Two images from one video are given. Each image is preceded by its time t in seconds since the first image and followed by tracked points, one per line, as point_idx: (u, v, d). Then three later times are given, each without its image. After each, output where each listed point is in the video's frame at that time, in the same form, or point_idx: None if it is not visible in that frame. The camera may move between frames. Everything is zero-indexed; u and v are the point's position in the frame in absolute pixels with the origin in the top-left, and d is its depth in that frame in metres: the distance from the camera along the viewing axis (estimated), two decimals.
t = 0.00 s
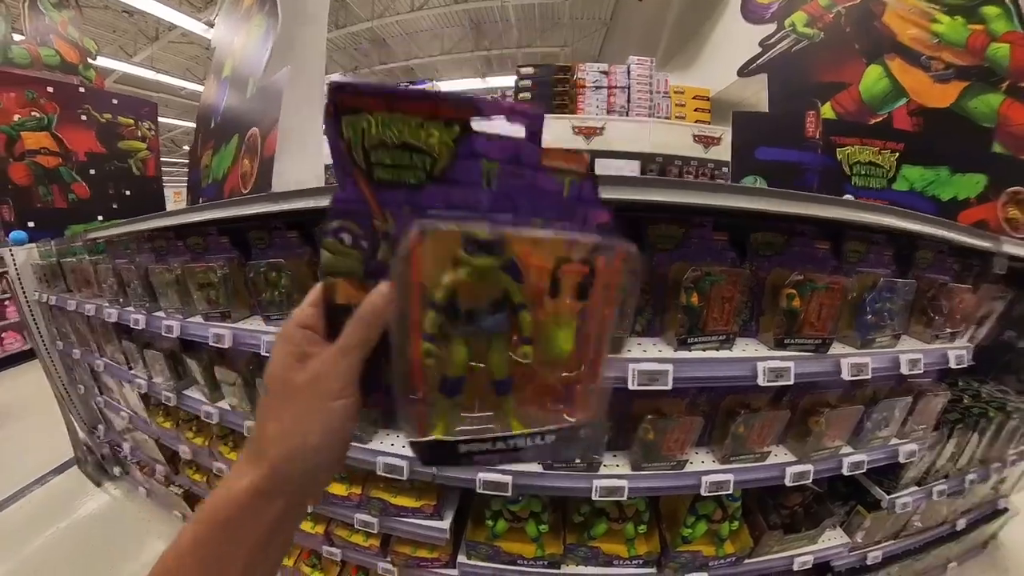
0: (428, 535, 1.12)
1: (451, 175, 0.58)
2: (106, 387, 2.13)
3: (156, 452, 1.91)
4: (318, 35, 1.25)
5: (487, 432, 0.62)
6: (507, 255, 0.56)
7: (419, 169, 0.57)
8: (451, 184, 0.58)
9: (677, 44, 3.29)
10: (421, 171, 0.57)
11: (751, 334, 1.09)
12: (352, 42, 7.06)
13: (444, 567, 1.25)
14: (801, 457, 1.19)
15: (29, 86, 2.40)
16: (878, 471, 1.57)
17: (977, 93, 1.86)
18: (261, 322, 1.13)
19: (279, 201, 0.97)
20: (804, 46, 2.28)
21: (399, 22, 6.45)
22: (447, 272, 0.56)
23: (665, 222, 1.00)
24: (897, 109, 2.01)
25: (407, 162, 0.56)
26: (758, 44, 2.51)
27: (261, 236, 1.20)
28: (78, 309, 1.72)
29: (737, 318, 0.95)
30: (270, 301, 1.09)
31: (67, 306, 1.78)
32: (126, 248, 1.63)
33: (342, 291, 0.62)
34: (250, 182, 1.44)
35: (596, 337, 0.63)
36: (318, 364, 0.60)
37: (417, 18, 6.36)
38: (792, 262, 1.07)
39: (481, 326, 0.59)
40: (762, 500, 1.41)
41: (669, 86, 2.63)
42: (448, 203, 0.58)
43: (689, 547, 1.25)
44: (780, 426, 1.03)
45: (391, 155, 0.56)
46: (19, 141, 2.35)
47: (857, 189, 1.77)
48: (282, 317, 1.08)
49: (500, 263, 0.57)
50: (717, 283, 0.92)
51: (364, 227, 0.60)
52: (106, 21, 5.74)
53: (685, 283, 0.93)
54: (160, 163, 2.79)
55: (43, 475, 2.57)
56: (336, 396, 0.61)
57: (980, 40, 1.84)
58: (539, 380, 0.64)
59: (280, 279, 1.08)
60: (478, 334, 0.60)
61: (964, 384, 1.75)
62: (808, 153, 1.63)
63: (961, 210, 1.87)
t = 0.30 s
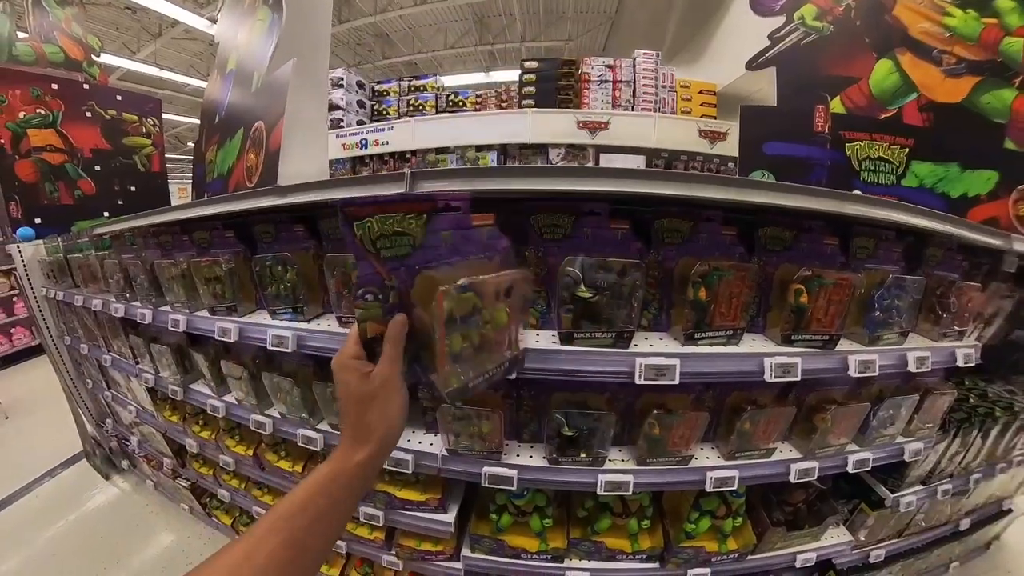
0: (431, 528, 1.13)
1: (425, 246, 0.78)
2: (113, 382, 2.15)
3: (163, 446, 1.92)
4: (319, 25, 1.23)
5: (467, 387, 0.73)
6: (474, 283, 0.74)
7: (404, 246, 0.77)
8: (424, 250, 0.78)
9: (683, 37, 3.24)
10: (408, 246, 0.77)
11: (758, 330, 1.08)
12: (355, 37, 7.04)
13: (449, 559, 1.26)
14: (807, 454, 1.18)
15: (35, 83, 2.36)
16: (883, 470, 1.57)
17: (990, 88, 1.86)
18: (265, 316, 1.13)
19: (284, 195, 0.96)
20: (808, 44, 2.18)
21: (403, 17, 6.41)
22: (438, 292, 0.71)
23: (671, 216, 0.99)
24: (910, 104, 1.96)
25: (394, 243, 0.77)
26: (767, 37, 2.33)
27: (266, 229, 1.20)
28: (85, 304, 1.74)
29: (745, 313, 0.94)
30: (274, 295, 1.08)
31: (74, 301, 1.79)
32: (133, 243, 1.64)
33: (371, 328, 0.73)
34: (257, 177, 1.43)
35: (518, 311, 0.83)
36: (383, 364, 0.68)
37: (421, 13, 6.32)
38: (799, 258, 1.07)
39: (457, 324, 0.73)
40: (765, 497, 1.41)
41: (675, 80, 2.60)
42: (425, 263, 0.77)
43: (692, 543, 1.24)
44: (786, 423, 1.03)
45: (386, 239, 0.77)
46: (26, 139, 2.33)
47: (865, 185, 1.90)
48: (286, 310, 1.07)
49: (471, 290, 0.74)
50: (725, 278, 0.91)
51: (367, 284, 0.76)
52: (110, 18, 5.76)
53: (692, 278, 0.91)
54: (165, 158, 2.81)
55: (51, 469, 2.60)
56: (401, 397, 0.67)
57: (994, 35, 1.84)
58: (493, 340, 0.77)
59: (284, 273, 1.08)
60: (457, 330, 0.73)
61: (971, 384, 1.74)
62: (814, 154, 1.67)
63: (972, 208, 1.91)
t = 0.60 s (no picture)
0: (439, 525, 1.13)
1: (447, 234, 0.90)
2: (120, 378, 2.15)
3: (170, 442, 1.93)
4: (326, 19, 1.22)
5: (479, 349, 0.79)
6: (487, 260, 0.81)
7: (431, 232, 0.90)
8: (446, 237, 0.90)
9: (691, 31, 3.20)
10: (435, 233, 0.90)
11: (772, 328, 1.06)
12: (359, 31, 7.01)
13: (456, 556, 1.26)
14: (818, 453, 1.17)
15: (38, 80, 2.33)
16: (893, 469, 1.56)
17: (1008, 84, 1.78)
18: (272, 311, 1.12)
19: (290, 188, 0.95)
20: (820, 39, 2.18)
21: (406, 11, 6.37)
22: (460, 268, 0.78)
23: (686, 211, 0.98)
24: (922, 100, 1.93)
25: (425, 230, 0.89)
26: (782, 30, 2.35)
27: (272, 224, 1.19)
28: (91, 299, 1.74)
29: (760, 310, 0.93)
30: (280, 291, 1.08)
31: (80, 297, 1.79)
32: (137, 239, 1.63)
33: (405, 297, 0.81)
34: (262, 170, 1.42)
35: (518, 290, 0.86)
36: (408, 322, 0.75)
37: (425, 7, 6.28)
38: (816, 255, 1.05)
39: (471, 296, 0.78)
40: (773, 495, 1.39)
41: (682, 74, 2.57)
42: (448, 248, 0.88)
43: (700, 541, 1.22)
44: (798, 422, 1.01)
45: (419, 227, 0.89)
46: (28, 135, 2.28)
47: (880, 181, 1.95)
48: (292, 306, 1.07)
49: (486, 268, 0.81)
50: (741, 275, 0.90)
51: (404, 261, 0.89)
52: (114, 15, 5.76)
53: (708, 274, 0.90)
54: (169, 154, 2.82)
55: (59, 464, 2.61)
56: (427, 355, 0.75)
57: (1014, 28, 1.74)
58: (504, 313, 0.83)
59: (290, 268, 1.06)
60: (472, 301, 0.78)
61: (980, 384, 1.72)
62: (830, 147, 1.71)
63: (985, 206, 1.86)
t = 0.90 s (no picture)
0: (442, 527, 1.11)
1: (471, 226, 0.89)
2: (124, 375, 2.15)
3: (174, 439, 1.93)
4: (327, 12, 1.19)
5: (483, 335, 0.82)
6: (497, 251, 0.82)
7: (455, 223, 0.89)
8: (470, 230, 0.89)
9: (698, 24, 3.14)
10: (457, 224, 0.89)
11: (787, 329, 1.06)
12: (361, 26, 6.97)
13: (460, 555, 1.25)
14: (829, 458, 1.14)
15: (40, 77, 2.33)
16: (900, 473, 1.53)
17: None
18: (272, 311, 1.11)
19: (290, 183, 0.93)
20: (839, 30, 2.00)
21: (408, 6, 6.32)
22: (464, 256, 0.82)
23: (700, 208, 0.94)
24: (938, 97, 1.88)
25: (448, 221, 0.89)
26: (795, 21, 2.20)
27: (273, 220, 1.18)
28: (94, 297, 1.73)
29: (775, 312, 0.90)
30: (282, 290, 1.06)
31: (83, 294, 1.79)
32: (139, 236, 1.62)
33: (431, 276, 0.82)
34: (263, 162, 1.39)
35: (538, 286, 0.84)
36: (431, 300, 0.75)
37: (427, 1, 6.22)
38: (834, 254, 1.03)
39: (480, 284, 0.82)
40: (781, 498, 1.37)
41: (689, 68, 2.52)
42: (468, 238, 0.89)
43: (706, 543, 1.22)
44: (810, 425, 0.99)
45: (441, 215, 0.89)
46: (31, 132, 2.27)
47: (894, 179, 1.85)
48: (294, 305, 1.05)
49: (495, 258, 0.82)
50: (757, 276, 0.88)
51: (427, 244, 0.91)
52: (116, 12, 5.76)
53: (725, 274, 0.88)
54: (171, 150, 2.80)
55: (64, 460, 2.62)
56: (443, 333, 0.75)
57: None
58: (515, 306, 0.83)
59: (294, 267, 1.06)
60: (479, 290, 0.82)
61: (990, 387, 1.69)
62: (847, 144, 1.61)
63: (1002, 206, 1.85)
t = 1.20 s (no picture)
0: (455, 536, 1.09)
1: (495, 227, 0.88)
2: (128, 375, 2.13)
3: (178, 441, 1.91)
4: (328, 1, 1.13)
5: (498, 339, 0.81)
6: (516, 255, 0.80)
7: (478, 225, 0.89)
8: (494, 232, 0.88)
9: (708, 15, 3.06)
10: (482, 226, 0.88)
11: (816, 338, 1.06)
12: (363, 20, 6.91)
13: (469, 561, 1.20)
14: (852, 469, 1.12)
15: (39, 74, 2.30)
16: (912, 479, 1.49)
17: None
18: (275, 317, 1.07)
19: (292, 183, 0.89)
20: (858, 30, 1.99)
21: None
22: (479, 258, 0.81)
23: (733, 213, 0.91)
24: (962, 99, 1.86)
25: (472, 221, 0.89)
26: (816, 18, 2.16)
27: (274, 222, 1.14)
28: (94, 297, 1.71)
29: (807, 323, 0.88)
30: (285, 295, 1.03)
31: (84, 295, 1.77)
32: (137, 237, 1.60)
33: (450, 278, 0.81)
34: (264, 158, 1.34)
35: (563, 294, 0.81)
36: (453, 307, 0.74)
37: None
38: (869, 263, 1.05)
39: (500, 289, 0.80)
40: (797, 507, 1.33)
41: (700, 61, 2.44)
42: (491, 240, 0.88)
43: (721, 552, 1.18)
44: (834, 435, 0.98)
45: (467, 216, 0.89)
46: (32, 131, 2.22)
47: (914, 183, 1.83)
48: (298, 311, 1.02)
49: (514, 262, 0.80)
50: (793, 285, 0.85)
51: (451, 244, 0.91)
52: (117, 8, 5.72)
53: (758, 285, 0.86)
54: (174, 146, 2.79)
55: (69, 458, 2.61)
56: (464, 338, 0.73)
57: None
58: (535, 313, 0.82)
59: (297, 269, 1.02)
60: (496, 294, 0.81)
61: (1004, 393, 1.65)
62: (870, 146, 1.83)
63: None
